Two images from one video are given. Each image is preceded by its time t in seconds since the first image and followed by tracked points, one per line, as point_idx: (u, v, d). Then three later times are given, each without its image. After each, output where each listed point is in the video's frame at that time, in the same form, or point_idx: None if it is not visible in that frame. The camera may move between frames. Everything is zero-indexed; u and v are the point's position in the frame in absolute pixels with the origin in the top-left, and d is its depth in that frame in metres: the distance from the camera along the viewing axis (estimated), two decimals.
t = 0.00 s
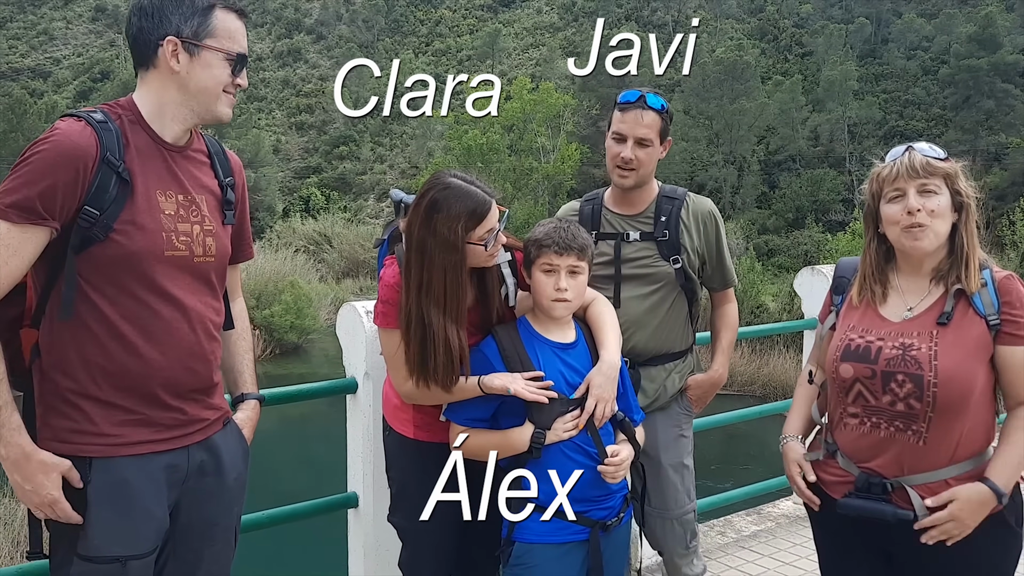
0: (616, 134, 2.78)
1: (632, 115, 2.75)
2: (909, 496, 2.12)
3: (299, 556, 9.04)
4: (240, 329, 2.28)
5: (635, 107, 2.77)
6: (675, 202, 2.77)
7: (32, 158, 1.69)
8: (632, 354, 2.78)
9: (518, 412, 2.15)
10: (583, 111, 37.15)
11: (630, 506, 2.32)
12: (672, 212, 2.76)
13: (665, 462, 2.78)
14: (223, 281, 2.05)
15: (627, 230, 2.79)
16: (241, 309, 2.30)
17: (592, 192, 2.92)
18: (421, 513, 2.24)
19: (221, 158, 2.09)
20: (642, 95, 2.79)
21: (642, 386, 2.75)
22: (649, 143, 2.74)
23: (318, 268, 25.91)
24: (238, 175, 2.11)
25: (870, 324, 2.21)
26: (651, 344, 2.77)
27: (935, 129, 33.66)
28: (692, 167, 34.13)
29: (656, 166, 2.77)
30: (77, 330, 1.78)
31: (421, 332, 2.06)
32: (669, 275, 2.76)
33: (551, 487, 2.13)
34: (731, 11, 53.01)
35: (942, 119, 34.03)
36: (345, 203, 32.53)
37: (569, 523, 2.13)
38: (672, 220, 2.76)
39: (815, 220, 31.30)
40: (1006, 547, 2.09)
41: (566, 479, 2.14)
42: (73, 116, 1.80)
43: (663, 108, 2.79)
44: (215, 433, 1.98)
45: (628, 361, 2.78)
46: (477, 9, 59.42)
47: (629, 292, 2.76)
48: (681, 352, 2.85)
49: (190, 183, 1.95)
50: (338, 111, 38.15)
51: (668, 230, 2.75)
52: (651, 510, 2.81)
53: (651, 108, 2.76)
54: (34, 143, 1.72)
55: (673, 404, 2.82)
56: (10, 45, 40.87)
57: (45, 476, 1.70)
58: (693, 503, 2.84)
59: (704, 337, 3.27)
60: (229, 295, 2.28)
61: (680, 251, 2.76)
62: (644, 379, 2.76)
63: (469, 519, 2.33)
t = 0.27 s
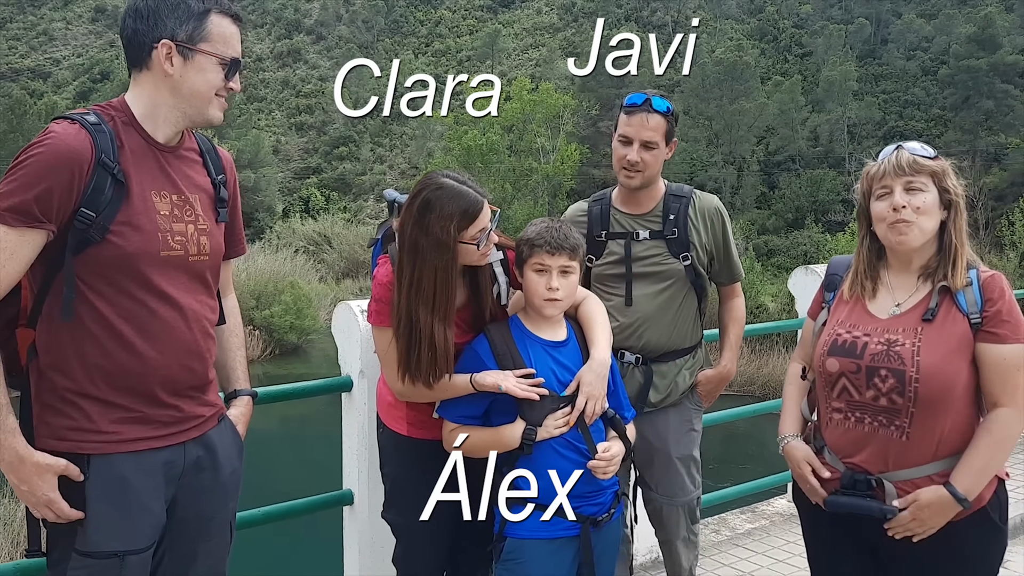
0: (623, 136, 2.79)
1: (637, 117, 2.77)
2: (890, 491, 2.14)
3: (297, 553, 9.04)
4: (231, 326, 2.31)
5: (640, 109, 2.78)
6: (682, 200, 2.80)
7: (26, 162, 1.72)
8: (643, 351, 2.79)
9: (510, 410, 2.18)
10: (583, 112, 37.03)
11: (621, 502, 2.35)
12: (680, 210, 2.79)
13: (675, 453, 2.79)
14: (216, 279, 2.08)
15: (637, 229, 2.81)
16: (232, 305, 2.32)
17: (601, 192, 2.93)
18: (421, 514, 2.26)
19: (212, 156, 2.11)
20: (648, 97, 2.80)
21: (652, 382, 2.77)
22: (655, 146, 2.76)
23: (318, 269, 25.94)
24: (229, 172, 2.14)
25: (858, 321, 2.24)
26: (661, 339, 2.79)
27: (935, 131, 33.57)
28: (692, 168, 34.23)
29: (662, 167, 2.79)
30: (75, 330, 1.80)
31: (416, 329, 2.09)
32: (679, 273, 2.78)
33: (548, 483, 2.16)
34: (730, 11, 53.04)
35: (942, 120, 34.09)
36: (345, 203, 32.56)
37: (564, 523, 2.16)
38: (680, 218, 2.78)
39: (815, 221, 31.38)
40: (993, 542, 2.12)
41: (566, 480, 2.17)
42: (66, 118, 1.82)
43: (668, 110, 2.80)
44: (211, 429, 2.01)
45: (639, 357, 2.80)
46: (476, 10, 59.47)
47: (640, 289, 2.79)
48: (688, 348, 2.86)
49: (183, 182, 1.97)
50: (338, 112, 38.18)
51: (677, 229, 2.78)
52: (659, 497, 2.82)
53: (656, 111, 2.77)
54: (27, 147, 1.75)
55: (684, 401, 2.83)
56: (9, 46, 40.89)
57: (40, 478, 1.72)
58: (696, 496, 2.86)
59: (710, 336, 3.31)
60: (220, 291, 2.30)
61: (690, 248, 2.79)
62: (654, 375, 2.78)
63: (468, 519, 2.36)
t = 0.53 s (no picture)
0: (634, 137, 2.79)
1: (647, 121, 2.76)
2: (876, 486, 2.18)
3: (296, 550, 9.08)
4: (223, 322, 2.33)
5: (651, 113, 2.77)
6: (693, 200, 2.79)
7: (13, 166, 1.74)
8: (653, 345, 2.80)
9: (503, 408, 2.21)
10: (583, 112, 36.82)
11: (613, 498, 2.37)
12: (691, 210, 2.78)
13: (682, 442, 2.81)
14: (205, 277, 2.11)
15: (648, 227, 2.82)
16: (223, 301, 2.35)
17: (611, 189, 2.92)
18: (421, 513, 2.29)
19: (200, 154, 2.14)
20: (658, 100, 2.79)
21: (664, 375, 2.78)
22: (665, 149, 2.74)
23: (318, 269, 25.96)
24: (215, 169, 2.17)
25: (845, 318, 2.27)
26: (673, 334, 2.80)
27: (936, 131, 33.66)
28: (692, 169, 34.31)
29: (673, 167, 2.78)
30: (66, 332, 1.83)
31: (409, 325, 2.12)
32: (689, 271, 2.79)
33: (546, 476, 2.19)
34: (730, 12, 53.14)
35: (941, 120, 34.14)
36: (345, 204, 32.62)
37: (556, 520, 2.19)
38: (691, 218, 2.78)
39: (814, 221, 31.43)
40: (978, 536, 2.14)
41: (565, 479, 2.20)
42: (53, 121, 1.84)
43: (678, 112, 2.78)
44: (201, 426, 2.04)
45: (649, 351, 2.81)
46: (476, 11, 59.55)
47: (651, 287, 2.80)
48: (699, 341, 2.85)
49: (170, 181, 2.00)
50: (338, 112, 38.24)
51: (687, 228, 2.78)
52: (663, 479, 2.86)
53: (667, 113, 2.75)
54: (15, 151, 1.77)
55: (695, 394, 2.84)
56: (10, 46, 40.98)
57: (29, 481, 1.74)
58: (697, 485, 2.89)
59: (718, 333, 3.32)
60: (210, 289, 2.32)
61: (700, 247, 2.78)
62: (664, 369, 2.78)
63: (467, 519, 2.39)
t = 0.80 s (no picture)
0: (647, 143, 2.79)
1: (660, 127, 2.75)
2: (862, 479, 2.21)
3: (296, 547, 9.10)
4: (204, 318, 2.33)
5: (664, 119, 2.76)
6: (700, 205, 2.80)
7: None
8: (655, 342, 2.83)
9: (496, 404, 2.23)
10: (583, 112, 36.86)
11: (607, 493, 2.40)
12: (697, 215, 2.78)
13: (681, 434, 2.85)
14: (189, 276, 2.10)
15: (655, 228, 2.82)
16: (205, 296, 2.34)
17: (623, 188, 2.92)
18: (421, 513, 2.31)
19: (178, 151, 2.12)
20: (671, 107, 2.78)
21: (664, 370, 2.81)
22: (677, 154, 2.74)
23: (318, 269, 25.97)
24: (194, 166, 2.14)
25: (835, 314, 2.31)
26: (676, 332, 2.83)
27: (935, 131, 33.71)
28: (692, 169, 34.37)
29: (685, 172, 2.78)
30: (50, 336, 1.82)
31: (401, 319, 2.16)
32: (691, 274, 2.80)
33: (540, 471, 2.23)
34: (730, 12, 53.19)
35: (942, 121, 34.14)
36: (345, 204, 32.67)
37: (552, 516, 2.22)
38: (696, 222, 2.78)
39: (815, 222, 31.45)
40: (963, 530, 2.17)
41: (566, 479, 2.23)
42: (31, 125, 1.81)
43: (692, 120, 2.78)
44: (188, 422, 2.05)
45: (651, 347, 2.84)
46: (476, 12, 59.59)
47: (655, 288, 2.82)
48: (700, 338, 2.87)
49: (150, 181, 1.98)
50: (338, 113, 38.29)
51: (693, 232, 2.79)
52: (659, 469, 2.91)
53: (680, 121, 2.74)
54: None
55: (695, 390, 2.87)
56: (10, 47, 41.06)
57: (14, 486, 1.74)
58: (693, 478, 2.92)
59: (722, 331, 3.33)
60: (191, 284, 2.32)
61: (703, 251, 2.79)
62: (666, 364, 2.82)
63: (467, 519, 2.42)
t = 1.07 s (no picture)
0: (640, 142, 2.81)
1: (652, 126, 2.78)
2: (851, 475, 2.25)
3: (296, 544, 9.12)
4: (189, 311, 2.34)
5: (656, 118, 2.79)
6: (693, 203, 2.84)
7: None
8: (652, 339, 2.87)
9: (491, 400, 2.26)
10: (583, 113, 37.08)
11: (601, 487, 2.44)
12: (691, 212, 2.83)
13: (679, 428, 2.89)
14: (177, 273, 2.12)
15: (649, 226, 2.86)
16: (189, 290, 2.36)
17: (615, 185, 2.96)
18: (421, 514, 2.35)
19: (161, 149, 2.13)
20: (663, 106, 2.80)
21: (662, 366, 2.85)
22: (670, 153, 2.77)
23: (318, 269, 26.00)
24: (178, 163, 2.16)
25: (827, 310, 2.35)
26: (671, 327, 2.86)
27: (935, 131, 33.74)
28: (692, 170, 34.41)
29: (677, 171, 2.82)
30: (44, 337, 1.84)
31: (397, 317, 2.21)
32: (686, 270, 2.85)
33: (536, 467, 2.26)
34: (731, 12, 53.22)
35: (942, 121, 34.12)
36: (345, 205, 32.72)
37: (550, 512, 2.25)
38: (690, 220, 2.83)
39: (815, 222, 31.49)
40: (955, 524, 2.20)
41: (566, 478, 2.27)
42: (16, 129, 1.82)
43: (683, 118, 2.79)
44: (181, 414, 2.07)
45: (649, 344, 2.87)
46: (476, 12, 59.65)
47: (651, 285, 2.85)
48: (692, 333, 2.92)
49: (136, 182, 1.99)
50: (338, 113, 38.36)
51: (687, 230, 2.83)
52: (661, 468, 2.94)
53: (671, 119, 2.77)
54: None
55: (691, 384, 2.92)
56: (11, 48, 41.17)
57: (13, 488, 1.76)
58: (691, 472, 2.97)
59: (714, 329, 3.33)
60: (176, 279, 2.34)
61: (697, 248, 2.84)
62: (663, 360, 2.85)
63: (467, 519, 2.45)
